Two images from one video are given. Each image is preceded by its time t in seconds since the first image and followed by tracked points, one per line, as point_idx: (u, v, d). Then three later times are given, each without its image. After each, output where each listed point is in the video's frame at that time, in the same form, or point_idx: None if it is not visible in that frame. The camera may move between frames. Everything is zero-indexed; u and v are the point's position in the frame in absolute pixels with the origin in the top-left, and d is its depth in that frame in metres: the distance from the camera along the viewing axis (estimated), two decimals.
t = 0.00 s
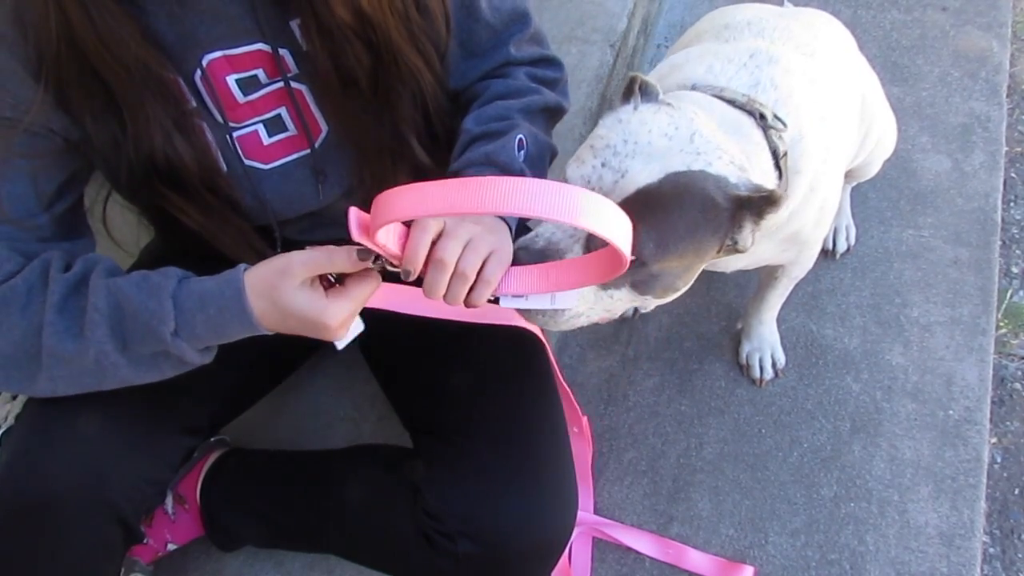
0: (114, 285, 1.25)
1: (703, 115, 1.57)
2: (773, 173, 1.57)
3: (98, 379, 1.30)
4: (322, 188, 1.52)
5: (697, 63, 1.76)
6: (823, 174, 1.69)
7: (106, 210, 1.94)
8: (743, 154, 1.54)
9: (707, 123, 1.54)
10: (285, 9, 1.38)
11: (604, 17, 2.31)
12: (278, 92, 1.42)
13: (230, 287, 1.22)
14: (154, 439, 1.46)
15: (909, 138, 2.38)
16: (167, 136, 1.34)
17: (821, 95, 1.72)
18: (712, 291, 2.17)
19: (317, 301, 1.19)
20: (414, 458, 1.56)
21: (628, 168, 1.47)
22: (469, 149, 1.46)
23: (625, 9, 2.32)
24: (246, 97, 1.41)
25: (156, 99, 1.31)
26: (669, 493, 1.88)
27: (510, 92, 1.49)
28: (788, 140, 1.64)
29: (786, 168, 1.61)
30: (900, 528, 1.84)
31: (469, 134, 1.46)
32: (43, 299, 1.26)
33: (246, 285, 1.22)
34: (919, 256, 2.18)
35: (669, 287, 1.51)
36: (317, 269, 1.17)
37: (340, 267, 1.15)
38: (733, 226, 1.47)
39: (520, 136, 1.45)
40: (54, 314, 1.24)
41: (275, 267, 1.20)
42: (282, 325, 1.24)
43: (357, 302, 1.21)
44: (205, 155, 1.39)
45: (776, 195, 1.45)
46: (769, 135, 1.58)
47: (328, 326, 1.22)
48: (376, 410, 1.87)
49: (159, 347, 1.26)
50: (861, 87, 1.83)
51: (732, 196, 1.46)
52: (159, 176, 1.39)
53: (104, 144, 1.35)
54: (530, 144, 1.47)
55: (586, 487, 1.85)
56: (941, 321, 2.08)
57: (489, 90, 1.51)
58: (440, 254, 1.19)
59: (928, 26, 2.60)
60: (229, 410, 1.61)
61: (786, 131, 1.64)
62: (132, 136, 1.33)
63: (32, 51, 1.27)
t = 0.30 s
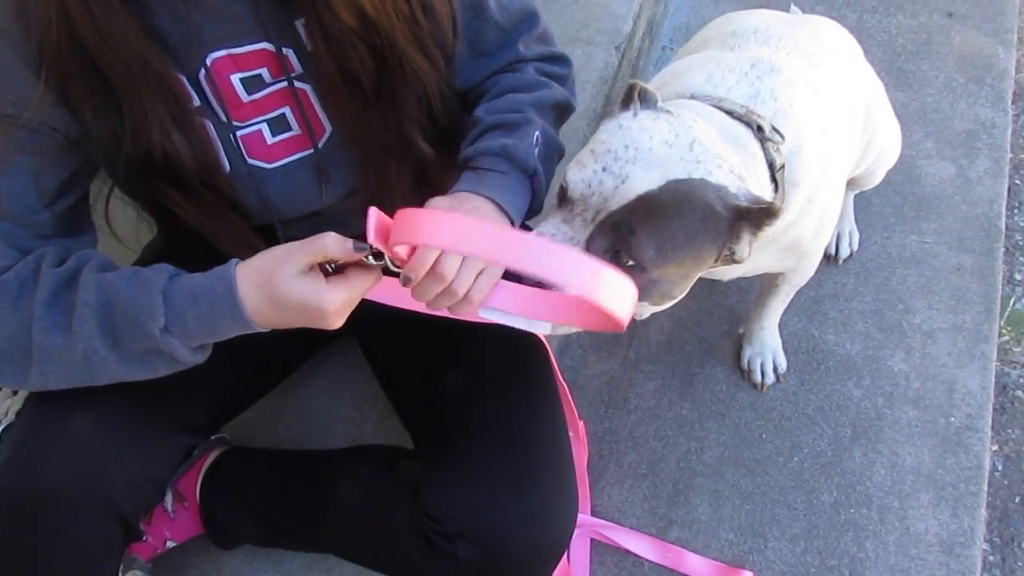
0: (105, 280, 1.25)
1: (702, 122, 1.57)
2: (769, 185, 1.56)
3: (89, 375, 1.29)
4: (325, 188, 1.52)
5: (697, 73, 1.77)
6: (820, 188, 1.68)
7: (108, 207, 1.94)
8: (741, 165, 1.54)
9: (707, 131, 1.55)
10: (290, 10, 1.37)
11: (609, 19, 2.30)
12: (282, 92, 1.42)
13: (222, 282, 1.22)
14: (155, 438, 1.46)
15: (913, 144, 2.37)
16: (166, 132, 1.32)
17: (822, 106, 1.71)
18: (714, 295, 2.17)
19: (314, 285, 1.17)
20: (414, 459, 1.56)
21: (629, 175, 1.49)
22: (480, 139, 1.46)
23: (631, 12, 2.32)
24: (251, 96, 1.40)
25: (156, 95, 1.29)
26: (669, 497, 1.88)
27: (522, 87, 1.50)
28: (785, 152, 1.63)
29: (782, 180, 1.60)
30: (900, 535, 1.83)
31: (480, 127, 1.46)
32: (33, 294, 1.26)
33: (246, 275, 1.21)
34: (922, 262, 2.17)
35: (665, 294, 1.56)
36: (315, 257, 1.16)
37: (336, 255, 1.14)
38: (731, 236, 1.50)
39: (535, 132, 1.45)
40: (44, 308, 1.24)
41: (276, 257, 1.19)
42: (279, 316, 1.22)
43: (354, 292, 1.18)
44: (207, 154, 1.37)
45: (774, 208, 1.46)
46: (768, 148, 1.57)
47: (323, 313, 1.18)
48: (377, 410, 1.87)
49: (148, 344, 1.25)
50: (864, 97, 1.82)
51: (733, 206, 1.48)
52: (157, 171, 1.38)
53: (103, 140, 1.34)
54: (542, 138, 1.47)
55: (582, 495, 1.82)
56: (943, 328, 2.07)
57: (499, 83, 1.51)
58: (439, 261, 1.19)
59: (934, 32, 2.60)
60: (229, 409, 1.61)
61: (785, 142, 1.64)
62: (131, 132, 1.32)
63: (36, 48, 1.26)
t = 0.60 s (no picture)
0: (86, 280, 1.22)
1: (715, 117, 1.56)
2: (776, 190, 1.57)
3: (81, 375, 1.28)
4: (326, 186, 1.52)
5: (707, 70, 1.76)
6: (827, 187, 1.68)
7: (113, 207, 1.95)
8: (751, 163, 1.53)
9: (720, 128, 1.53)
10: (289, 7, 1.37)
11: (613, 20, 2.30)
12: (283, 89, 1.42)
13: (208, 281, 1.17)
14: (157, 435, 1.45)
15: (918, 146, 2.37)
16: (164, 128, 1.32)
17: (831, 106, 1.71)
18: (718, 297, 2.16)
19: (313, 289, 1.12)
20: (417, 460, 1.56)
21: (638, 164, 1.48)
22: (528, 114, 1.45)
23: (635, 13, 2.32)
24: (251, 94, 1.40)
25: (156, 92, 1.29)
26: (672, 499, 1.87)
27: (553, 72, 1.50)
28: (794, 152, 1.63)
29: (790, 179, 1.61)
30: (903, 539, 1.83)
31: (527, 103, 1.45)
32: (19, 294, 1.24)
33: (237, 273, 1.17)
34: (926, 265, 2.17)
35: (666, 287, 1.57)
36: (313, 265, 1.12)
37: (336, 272, 1.10)
38: (736, 235, 1.50)
39: (574, 119, 1.47)
40: (29, 307, 1.22)
41: (271, 258, 1.15)
42: (272, 314, 1.18)
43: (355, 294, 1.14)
44: (205, 152, 1.37)
45: (782, 210, 1.46)
46: (776, 145, 1.58)
47: (323, 313, 1.14)
48: (380, 410, 1.87)
49: (133, 342, 1.23)
50: (871, 97, 1.82)
51: (741, 204, 1.48)
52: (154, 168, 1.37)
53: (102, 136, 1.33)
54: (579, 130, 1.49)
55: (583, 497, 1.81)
56: (947, 331, 2.07)
57: (525, 66, 1.51)
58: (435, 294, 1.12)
59: (940, 34, 2.59)
60: (232, 407, 1.61)
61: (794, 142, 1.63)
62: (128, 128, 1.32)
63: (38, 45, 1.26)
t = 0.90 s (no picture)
0: (79, 288, 1.21)
1: (721, 116, 1.56)
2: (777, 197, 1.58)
3: (72, 381, 1.27)
4: (330, 185, 1.51)
5: (710, 70, 1.76)
6: (830, 189, 1.68)
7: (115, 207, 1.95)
8: (753, 165, 1.53)
9: (725, 128, 1.54)
10: (293, 5, 1.37)
11: (617, 21, 2.30)
12: (286, 88, 1.42)
13: (200, 296, 1.17)
14: (160, 435, 1.45)
15: (922, 148, 2.36)
16: (163, 125, 1.31)
17: (834, 108, 1.71)
18: (721, 298, 2.16)
19: (310, 318, 1.13)
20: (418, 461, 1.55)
21: (638, 158, 1.48)
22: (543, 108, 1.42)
23: (639, 14, 2.31)
24: (254, 93, 1.40)
25: (157, 90, 1.29)
26: (675, 501, 1.87)
27: (558, 70, 1.49)
28: (796, 155, 1.63)
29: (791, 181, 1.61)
30: (907, 540, 1.82)
31: (540, 98, 1.43)
32: (13, 299, 1.23)
33: (231, 294, 1.16)
34: (930, 266, 2.16)
35: (659, 284, 1.58)
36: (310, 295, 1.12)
37: (336, 310, 1.10)
38: (732, 236, 1.50)
39: (583, 115, 1.45)
40: (22, 314, 1.22)
41: (267, 280, 1.14)
42: (264, 334, 1.18)
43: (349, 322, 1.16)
44: (206, 151, 1.37)
45: (780, 214, 1.45)
46: (780, 147, 1.58)
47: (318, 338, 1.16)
48: (383, 410, 1.87)
49: (124, 352, 1.22)
50: (874, 98, 1.82)
51: (738, 206, 1.47)
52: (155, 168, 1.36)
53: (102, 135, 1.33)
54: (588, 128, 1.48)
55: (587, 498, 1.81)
56: (951, 333, 2.07)
57: (527, 64, 1.50)
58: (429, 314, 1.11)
59: (944, 35, 2.59)
60: (235, 407, 1.60)
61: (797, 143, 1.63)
62: (127, 127, 1.31)
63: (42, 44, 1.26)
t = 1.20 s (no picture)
0: (62, 320, 1.20)
1: (730, 106, 1.55)
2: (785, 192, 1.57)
3: (44, 406, 1.25)
4: (332, 184, 1.51)
5: (715, 67, 1.76)
6: (834, 188, 1.67)
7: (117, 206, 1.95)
8: (762, 157, 1.52)
9: (734, 119, 1.52)
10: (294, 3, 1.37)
11: (619, 20, 2.29)
12: (288, 87, 1.42)
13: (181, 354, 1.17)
14: (163, 436, 1.45)
15: (924, 147, 2.36)
16: (163, 121, 1.31)
17: (837, 105, 1.71)
18: (723, 297, 2.16)
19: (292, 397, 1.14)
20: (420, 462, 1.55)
21: (648, 150, 1.48)
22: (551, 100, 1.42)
23: (641, 13, 2.31)
24: (255, 91, 1.40)
25: (157, 88, 1.29)
26: (678, 500, 1.87)
27: (562, 64, 1.50)
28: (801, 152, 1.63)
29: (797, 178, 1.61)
30: (910, 540, 1.82)
31: (546, 90, 1.43)
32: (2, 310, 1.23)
33: (218, 359, 1.17)
34: (933, 265, 2.16)
35: (671, 276, 1.57)
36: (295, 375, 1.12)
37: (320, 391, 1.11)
38: (743, 227, 1.49)
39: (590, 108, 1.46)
40: (7, 334, 1.21)
41: (251, 351, 1.15)
42: (239, 401, 1.18)
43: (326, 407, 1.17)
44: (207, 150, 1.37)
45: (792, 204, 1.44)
46: (786, 143, 1.57)
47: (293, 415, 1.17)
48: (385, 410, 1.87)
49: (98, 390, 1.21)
50: (878, 97, 1.81)
51: (749, 196, 1.47)
52: (157, 166, 1.36)
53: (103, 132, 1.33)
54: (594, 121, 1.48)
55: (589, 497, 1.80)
56: (954, 332, 2.06)
57: (531, 59, 1.51)
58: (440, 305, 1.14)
59: (946, 34, 2.58)
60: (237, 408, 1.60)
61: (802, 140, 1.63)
62: (127, 124, 1.31)
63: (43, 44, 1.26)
